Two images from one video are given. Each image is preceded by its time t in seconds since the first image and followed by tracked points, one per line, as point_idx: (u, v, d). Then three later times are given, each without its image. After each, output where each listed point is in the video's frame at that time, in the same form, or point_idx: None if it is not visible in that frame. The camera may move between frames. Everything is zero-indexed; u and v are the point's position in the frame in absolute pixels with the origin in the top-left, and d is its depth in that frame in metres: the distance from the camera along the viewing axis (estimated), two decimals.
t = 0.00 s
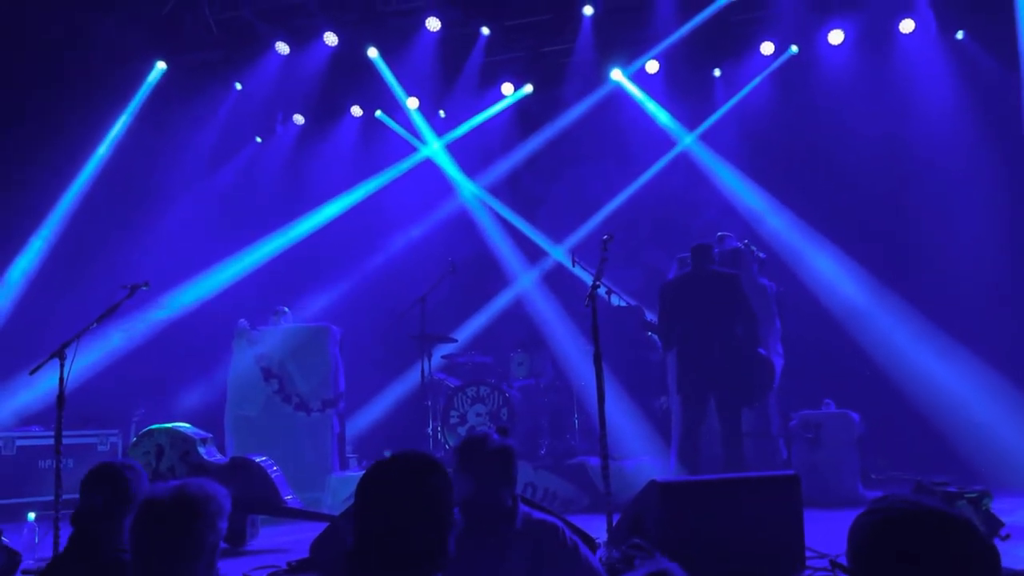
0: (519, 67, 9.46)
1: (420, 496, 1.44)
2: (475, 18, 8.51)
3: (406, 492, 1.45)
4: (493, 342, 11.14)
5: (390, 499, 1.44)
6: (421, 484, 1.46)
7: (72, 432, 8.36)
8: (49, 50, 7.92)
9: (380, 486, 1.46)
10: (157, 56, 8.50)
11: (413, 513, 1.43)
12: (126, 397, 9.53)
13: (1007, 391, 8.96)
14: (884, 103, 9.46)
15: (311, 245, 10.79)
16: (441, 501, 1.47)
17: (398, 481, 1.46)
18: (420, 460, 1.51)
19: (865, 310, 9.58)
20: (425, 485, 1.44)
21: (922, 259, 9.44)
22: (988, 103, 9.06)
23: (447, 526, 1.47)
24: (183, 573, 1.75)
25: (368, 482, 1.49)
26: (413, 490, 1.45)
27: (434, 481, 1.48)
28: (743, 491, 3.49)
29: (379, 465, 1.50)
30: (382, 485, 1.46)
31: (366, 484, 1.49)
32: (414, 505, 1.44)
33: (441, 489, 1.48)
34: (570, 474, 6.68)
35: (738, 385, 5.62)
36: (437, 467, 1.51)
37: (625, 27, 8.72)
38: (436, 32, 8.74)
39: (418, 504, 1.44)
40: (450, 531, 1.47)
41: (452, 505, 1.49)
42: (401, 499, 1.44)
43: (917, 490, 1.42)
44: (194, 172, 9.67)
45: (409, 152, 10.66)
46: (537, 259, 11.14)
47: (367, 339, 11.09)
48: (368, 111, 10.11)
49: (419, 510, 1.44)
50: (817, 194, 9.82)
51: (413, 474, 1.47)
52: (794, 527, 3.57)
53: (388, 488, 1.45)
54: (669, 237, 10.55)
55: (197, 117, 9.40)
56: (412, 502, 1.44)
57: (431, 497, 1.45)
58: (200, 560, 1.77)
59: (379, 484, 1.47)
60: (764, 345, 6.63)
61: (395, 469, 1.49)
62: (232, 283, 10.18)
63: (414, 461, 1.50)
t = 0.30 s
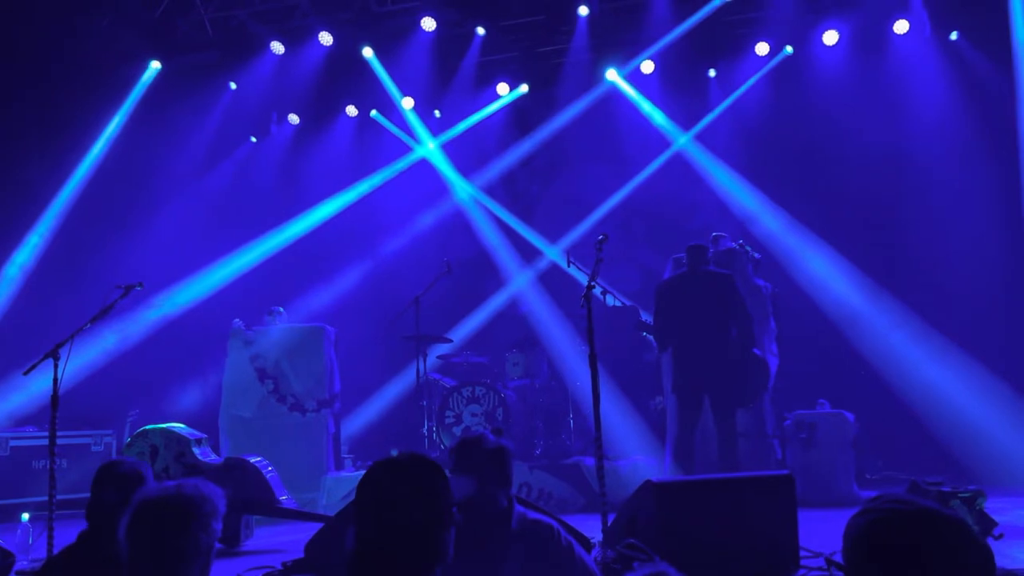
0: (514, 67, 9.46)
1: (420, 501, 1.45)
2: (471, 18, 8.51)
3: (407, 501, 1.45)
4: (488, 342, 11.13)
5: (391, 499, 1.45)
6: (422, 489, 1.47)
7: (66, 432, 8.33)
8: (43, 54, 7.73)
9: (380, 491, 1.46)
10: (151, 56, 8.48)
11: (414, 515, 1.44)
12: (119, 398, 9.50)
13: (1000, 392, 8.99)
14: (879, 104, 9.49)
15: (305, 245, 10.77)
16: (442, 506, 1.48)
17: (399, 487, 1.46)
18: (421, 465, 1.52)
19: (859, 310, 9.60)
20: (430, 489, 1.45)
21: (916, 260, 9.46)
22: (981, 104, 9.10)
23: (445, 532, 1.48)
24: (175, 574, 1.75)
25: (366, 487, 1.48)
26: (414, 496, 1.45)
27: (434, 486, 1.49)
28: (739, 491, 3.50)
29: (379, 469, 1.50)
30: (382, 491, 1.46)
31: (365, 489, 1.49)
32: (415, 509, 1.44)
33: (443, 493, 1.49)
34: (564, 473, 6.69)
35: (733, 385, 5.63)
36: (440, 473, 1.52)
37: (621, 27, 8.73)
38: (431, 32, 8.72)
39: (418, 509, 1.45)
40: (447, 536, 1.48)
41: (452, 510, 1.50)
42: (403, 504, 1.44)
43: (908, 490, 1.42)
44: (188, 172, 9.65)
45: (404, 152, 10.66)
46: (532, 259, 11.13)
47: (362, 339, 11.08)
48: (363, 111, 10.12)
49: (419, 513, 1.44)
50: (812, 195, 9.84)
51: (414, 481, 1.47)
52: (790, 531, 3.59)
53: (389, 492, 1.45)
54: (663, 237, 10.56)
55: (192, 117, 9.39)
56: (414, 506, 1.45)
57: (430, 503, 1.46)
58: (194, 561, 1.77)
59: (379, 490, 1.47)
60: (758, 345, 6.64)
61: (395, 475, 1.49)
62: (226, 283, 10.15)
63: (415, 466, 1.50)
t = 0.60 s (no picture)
0: (505, 66, 9.46)
1: (421, 500, 1.47)
2: (462, 18, 8.51)
3: (408, 501, 1.47)
4: (479, 341, 11.14)
5: (392, 498, 1.47)
6: (422, 488, 1.49)
7: (55, 432, 8.29)
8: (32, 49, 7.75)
9: (380, 490, 1.48)
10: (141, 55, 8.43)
11: (414, 515, 1.46)
12: (109, 398, 9.45)
13: (988, 391, 9.06)
14: (868, 104, 9.54)
15: (296, 244, 10.75)
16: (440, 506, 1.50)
17: (401, 486, 1.48)
18: (422, 464, 1.54)
19: (849, 309, 9.64)
20: (431, 489, 1.47)
21: (906, 259, 9.52)
22: (970, 105, 9.15)
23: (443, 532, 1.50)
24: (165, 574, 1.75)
25: (367, 486, 1.50)
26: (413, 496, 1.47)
27: (434, 486, 1.51)
28: (730, 491, 3.51)
29: (379, 468, 1.52)
30: (384, 490, 1.48)
31: (366, 488, 1.50)
32: (415, 509, 1.46)
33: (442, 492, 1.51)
34: (555, 472, 6.71)
35: (723, 384, 5.65)
36: (439, 472, 1.54)
37: (612, 28, 8.75)
38: (422, 32, 8.73)
39: (419, 509, 1.47)
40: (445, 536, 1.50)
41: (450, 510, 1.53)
42: (403, 503, 1.46)
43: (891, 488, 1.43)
44: (177, 171, 9.60)
45: (396, 152, 10.64)
46: (523, 259, 11.14)
47: (353, 339, 11.07)
48: (354, 111, 10.10)
49: (419, 513, 1.46)
50: (802, 194, 9.89)
51: (415, 480, 1.49)
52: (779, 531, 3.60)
53: (389, 492, 1.47)
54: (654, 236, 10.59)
55: (182, 116, 9.34)
56: (414, 506, 1.46)
57: (431, 502, 1.48)
58: (185, 561, 1.77)
59: (379, 488, 1.48)
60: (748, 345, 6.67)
61: (395, 474, 1.50)
62: (217, 283, 10.13)
63: (417, 466, 1.52)
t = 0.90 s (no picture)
0: (497, 64, 9.45)
1: (422, 498, 1.47)
2: (453, 16, 8.48)
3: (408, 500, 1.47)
4: (471, 340, 11.12)
5: (393, 496, 1.46)
6: (424, 485, 1.49)
7: (44, 432, 8.22)
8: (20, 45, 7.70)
9: (381, 488, 1.47)
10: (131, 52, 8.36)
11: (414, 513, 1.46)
12: (99, 397, 9.39)
13: (977, 389, 9.13)
14: (859, 103, 9.59)
15: (287, 242, 10.74)
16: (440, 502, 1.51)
17: (402, 484, 1.48)
18: (424, 459, 1.53)
19: (840, 306, 9.68)
20: (432, 488, 1.47)
21: (896, 257, 9.56)
22: (960, 103, 9.20)
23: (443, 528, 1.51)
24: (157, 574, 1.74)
25: (367, 483, 1.49)
26: (410, 495, 1.47)
27: (435, 482, 1.51)
28: (719, 488, 3.52)
29: (378, 464, 1.51)
30: (384, 488, 1.47)
31: (364, 483, 1.50)
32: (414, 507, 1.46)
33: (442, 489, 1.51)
34: (547, 470, 6.70)
35: (715, 381, 5.66)
36: (440, 469, 1.54)
37: (603, 26, 8.75)
38: (413, 29, 8.70)
39: (421, 505, 1.47)
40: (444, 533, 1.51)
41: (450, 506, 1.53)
42: (401, 503, 1.46)
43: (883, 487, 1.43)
44: (167, 168, 9.54)
45: (387, 149, 10.61)
46: (515, 257, 11.14)
47: (346, 338, 11.06)
48: (345, 108, 10.05)
49: (419, 509, 1.47)
50: (793, 192, 9.92)
51: (416, 478, 1.49)
52: (771, 528, 3.60)
53: (387, 490, 1.46)
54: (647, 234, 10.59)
55: (172, 113, 9.28)
56: (414, 505, 1.47)
57: (430, 500, 1.48)
58: (176, 560, 1.76)
59: (376, 485, 1.48)
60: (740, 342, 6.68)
61: (393, 469, 1.50)
62: (208, 281, 10.09)
63: (418, 463, 1.51)
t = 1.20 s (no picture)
0: (478, 54, 9.39)
1: (411, 484, 1.57)
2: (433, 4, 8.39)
3: (394, 488, 1.56)
4: (453, 330, 11.09)
5: (383, 479, 1.56)
6: (412, 471, 1.58)
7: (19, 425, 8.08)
8: None
9: (372, 475, 1.57)
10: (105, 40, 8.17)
11: (406, 495, 1.56)
12: (76, 390, 9.22)
13: (952, 378, 9.30)
14: (838, 93, 9.64)
15: (267, 233, 10.65)
16: (431, 483, 1.61)
17: (390, 469, 1.57)
18: (413, 444, 1.62)
19: (820, 295, 9.75)
20: (414, 477, 1.56)
21: (875, 247, 9.63)
22: (937, 95, 9.28)
23: (434, 509, 1.61)
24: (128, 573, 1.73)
25: (359, 467, 1.59)
26: (393, 484, 1.56)
27: (425, 465, 1.60)
28: (698, 479, 3.52)
29: (368, 449, 1.61)
30: (376, 473, 1.57)
31: (355, 469, 1.59)
32: (400, 490, 1.56)
33: (433, 472, 1.61)
34: (529, 460, 6.70)
35: (694, 369, 5.69)
36: (431, 453, 1.63)
37: (585, 16, 8.71)
38: (393, 18, 8.60)
39: (410, 490, 1.56)
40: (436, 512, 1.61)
41: (438, 492, 1.62)
42: (385, 492, 1.55)
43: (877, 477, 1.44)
44: (144, 159, 9.37)
45: (367, 139, 10.53)
46: (496, 247, 11.12)
47: (327, 329, 10.98)
48: (324, 97, 9.93)
49: (408, 492, 1.56)
50: (774, 182, 9.96)
51: (405, 463, 1.58)
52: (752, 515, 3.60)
53: (371, 479, 1.56)
54: (629, 224, 10.60)
55: (148, 103, 9.08)
56: (399, 492, 1.56)
57: (417, 487, 1.57)
58: (152, 555, 1.75)
59: (361, 474, 1.58)
60: (720, 331, 6.71)
61: (382, 453, 1.60)
62: (185, 272, 9.98)
63: (406, 449, 1.60)
